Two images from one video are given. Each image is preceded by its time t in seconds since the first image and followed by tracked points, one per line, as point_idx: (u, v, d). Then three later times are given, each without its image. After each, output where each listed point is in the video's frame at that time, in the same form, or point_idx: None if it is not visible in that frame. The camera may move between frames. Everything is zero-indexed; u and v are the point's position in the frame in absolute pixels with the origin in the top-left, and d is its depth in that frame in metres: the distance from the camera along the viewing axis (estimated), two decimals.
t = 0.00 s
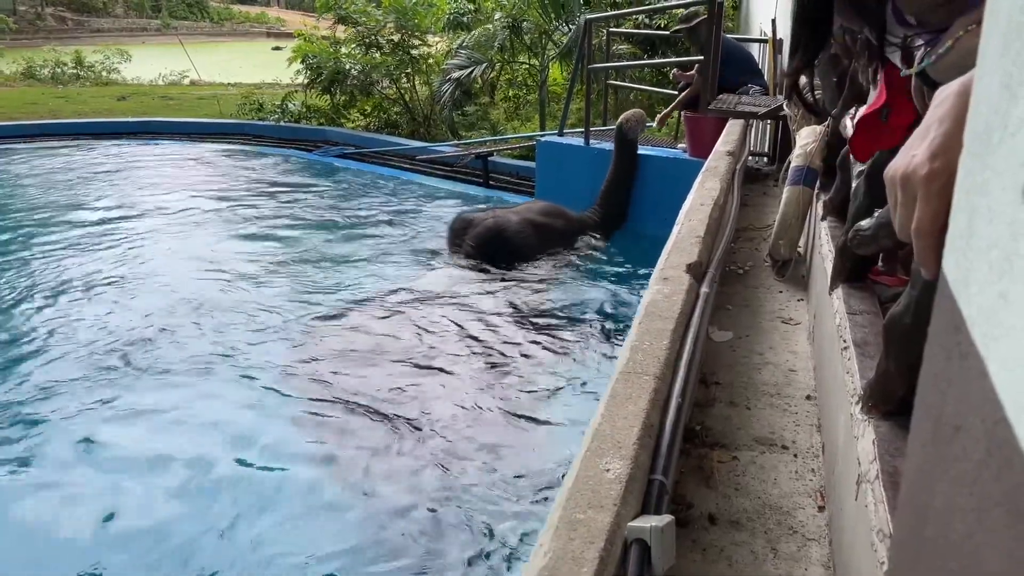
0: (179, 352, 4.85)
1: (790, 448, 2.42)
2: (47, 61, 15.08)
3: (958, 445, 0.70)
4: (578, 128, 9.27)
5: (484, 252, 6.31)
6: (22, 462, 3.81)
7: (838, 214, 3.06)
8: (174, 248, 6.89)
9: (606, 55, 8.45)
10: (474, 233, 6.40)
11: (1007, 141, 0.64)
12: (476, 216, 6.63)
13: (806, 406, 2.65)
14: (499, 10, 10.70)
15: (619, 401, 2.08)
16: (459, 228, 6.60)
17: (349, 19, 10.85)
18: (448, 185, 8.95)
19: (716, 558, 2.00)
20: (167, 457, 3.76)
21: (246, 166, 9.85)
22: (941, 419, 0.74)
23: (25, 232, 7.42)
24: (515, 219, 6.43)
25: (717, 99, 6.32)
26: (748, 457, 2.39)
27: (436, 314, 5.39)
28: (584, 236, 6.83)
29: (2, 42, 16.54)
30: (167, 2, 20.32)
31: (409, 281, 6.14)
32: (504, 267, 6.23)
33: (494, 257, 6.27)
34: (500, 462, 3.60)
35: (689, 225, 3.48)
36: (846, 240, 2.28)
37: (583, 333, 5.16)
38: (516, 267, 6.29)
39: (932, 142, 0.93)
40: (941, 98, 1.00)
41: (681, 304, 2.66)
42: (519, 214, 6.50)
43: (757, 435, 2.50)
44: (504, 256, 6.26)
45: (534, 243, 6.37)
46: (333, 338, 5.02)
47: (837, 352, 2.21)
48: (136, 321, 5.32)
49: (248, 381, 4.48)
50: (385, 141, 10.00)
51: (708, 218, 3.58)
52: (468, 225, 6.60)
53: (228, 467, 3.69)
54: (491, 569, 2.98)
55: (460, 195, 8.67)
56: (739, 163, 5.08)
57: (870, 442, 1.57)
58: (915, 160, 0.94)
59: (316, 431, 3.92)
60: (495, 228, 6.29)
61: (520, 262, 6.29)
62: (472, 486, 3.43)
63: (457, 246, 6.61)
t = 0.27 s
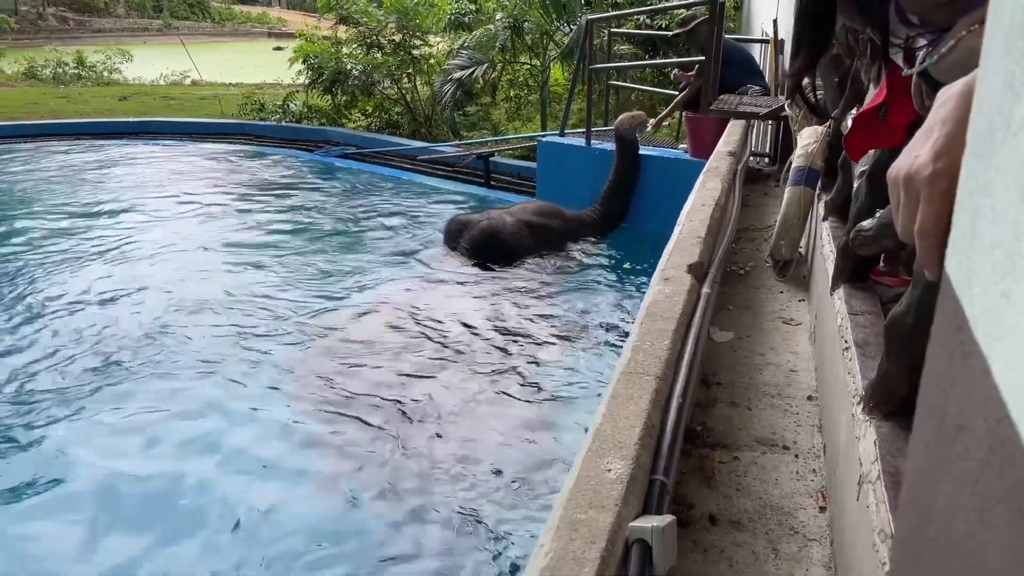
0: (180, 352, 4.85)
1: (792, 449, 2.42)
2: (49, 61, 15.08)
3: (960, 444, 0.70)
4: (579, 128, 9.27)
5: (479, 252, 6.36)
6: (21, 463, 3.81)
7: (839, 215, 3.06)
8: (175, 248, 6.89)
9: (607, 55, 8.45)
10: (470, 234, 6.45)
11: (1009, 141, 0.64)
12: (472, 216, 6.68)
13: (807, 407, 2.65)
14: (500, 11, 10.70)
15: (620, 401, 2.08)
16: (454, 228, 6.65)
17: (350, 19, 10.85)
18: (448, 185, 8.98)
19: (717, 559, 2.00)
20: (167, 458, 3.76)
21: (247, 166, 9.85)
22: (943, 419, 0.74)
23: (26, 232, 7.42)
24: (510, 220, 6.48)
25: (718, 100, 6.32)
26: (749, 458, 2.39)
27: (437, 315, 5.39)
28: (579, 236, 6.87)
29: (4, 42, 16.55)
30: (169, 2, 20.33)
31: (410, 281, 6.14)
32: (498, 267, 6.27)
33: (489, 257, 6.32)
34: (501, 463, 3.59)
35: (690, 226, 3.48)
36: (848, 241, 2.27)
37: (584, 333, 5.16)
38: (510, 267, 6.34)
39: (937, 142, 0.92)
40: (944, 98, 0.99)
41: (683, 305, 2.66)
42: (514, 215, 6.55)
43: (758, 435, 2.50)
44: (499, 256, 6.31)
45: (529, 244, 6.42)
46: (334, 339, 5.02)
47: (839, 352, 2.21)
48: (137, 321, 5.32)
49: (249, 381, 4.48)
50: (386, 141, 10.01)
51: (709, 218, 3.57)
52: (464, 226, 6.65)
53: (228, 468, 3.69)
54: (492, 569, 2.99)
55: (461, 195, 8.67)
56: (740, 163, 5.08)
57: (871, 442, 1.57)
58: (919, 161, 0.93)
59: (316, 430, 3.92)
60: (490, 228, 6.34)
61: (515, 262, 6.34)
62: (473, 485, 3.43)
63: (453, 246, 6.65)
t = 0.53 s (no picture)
0: (182, 352, 4.85)
1: (793, 449, 2.42)
2: (50, 62, 15.09)
3: (963, 444, 0.70)
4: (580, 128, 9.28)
5: (475, 254, 6.35)
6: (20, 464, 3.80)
7: (841, 215, 3.06)
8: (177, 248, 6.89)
9: (608, 55, 8.45)
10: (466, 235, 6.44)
11: (1013, 142, 0.64)
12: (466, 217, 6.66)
13: (808, 407, 2.65)
14: (501, 11, 10.70)
15: (622, 401, 2.08)
16: (449, 230, 6.63)
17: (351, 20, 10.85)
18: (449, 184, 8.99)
19: (718, 560, 1.99)
20: (167, 458, 3.76)
21: (248, 166, 9.86)
22: (946, 418, 0.74)
23: (28, 232, 7.42)
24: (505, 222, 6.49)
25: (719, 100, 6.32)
26: (750, 458, 2.39)
27: (438, 315, 5.39)
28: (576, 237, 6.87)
29: (6, 42, 16.58)
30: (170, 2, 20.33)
31: (412, 282, 6.14)
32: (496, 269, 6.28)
33: (485, 258, 6.31)
34: (502, 463, 3.59)
35: (692, 226, 3.47)
36: (849, 242, 2.27)
37: (585, 332, 5.16)
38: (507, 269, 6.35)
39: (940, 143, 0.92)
40: (947, 99, 0.99)
41: (684, 305, 2.66)
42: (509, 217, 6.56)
43: (759, 435, 2.50)
44: (495, 258, 6.31)
45: (524, 247, 6.44)
46: (335, 339, 5.02)
47: (840, 353, 2.21)
48: (138, 320, 5.33)
49: (250, 381, 4.48)
50: (387, 141, 10.01)
51: (710, 219, 3.57)
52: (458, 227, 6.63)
53: (228, 468, 3.69)
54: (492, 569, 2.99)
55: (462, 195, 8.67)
56: (742, 163, 5.08)
57: (873, 442, 1.57)
58: (923, 162, 0.93)
59: (318, 430, 3.93)
60: (487, 230, 6.34)
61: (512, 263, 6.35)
62: (473, 485, 3.43)
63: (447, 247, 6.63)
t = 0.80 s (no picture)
0: (183, 352, 4.85)
1: (794, 449, 2.42)
2: (52, 62, 15.10)
3: (965, 444, 0.70)
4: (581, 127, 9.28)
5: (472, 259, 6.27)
6: (19, 464, 3.80)
7: (842, 214, 3.05)
8: (178, 248, 6.89)
9: (609, 55, 8.45)
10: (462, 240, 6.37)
11: (1016, 140, 0.64)
12: (465, 222, 6.60)
13: (810, 407, 2.65)
14: (502, 11, 10.71)
15: (623, 401, 2.08)
16: (448, 235, 6.58)
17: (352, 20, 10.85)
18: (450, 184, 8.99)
19: (719, 560, 1.99)
20: (167, 458, 3.76)
21: (249, 167, 9.86)
22: (948, 419, 0.74)
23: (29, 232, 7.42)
24: (502, 225, 6.38)
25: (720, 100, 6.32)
26: (752, 458, 2.39)
27: (439, 315, 5.39)
28: (575, 238, 6.77)
29: (8, 43, 16.61)
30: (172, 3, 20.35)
31: (413, 282, 6.14)
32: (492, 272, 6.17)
33: (482, 263, 6.22)
34: (503, 463, 3.59)
35: (693, 226, 3.47)
36: (850, 242, 2.27)
37: (586, 332, 5.16)
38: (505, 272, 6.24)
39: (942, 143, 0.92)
40: (948, 99, 0.99)
41: (685, 305, 2.65)
42: (506, 220, 6.46)
43: (760, 435, 2.50)
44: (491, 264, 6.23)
45: (522, 252, 6.32)
46: (336, 339, 5.02)
47: (841, 353, 2.21)
48: (139, 320, 5.33)
49: (252, 381, 4.48)
50: (388, 141, 10.02)
51: (712, 219, 3.57)
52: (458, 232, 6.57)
53: (229, 469, 3.69)
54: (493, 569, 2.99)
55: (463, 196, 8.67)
56: (743, 163, 5.08)
57: (874, 442, 1.57)
58: (925, 163, 0.93)
59: (319, 430, 3.93)
60: (482, 234, 6.26)
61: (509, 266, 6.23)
62: (474, 485, 3.43)
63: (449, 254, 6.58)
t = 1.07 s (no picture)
0: (184, 353, 4.85)
1: (795, 449, 2.42)
2: (53, 63, 15.11)
3: (965, 443, 0.70)
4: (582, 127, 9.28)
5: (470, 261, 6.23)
6: (19, 466, 3.79)
7: (842, 214, 3.06)
8: (178, 249, 6.89)
9: (610, 55, 8.46)
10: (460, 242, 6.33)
11: (1016, 140, 0.64)
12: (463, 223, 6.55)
13: (810, 407, 2.65)
14: (502, 11, 10.72)
15: (624, 401, 2.08)
16: (446, 236, 6.53)
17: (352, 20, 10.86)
18: (450, 184, 9.00)
19: (720, 559, 1.99)
20: (168, 459, 3.76)
21: (250, 167, 9.87)
22: (948, 418, 0.74)
23: (29, 233, 7.42)
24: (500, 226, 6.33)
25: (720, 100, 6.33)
26: (753, 458, 2.39)
27: (440, 315, 5.39)
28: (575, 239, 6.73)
29: (8, 44, 16.62)
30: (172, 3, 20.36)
31: (413, 282, 6.14)
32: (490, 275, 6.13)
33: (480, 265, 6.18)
34: (505, 463, 3.59)
35: (693, 226, 3.47)
36: (851, 241, 2.27)
37: (586, 332, 5.16)
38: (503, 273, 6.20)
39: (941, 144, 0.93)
40: (948, 98, 0.99)
41: (686, 304, 2.65)
42: (504, 220, 6.41)
43: (761, 435, 2.50)
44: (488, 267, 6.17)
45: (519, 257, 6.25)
46: (337, 339, 5.02)
47: (842, 352, 2.21)
48: (139, 321, 5.33)
49: (252, 382, 4.48)
50: (388, 142, 10.02)
51: (712, 219, 3.57)
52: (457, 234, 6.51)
53: (229, 469, 3.68)
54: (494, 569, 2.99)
55: (463, 196, 8.67)
56: (743, 163, 5.08)
57: (875, 441, 1.57)
58: (924, 162, 0.93)
59: (320, 430, 3.93)
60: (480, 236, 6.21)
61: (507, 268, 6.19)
62: (475, 485, 3.43)
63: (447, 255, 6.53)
